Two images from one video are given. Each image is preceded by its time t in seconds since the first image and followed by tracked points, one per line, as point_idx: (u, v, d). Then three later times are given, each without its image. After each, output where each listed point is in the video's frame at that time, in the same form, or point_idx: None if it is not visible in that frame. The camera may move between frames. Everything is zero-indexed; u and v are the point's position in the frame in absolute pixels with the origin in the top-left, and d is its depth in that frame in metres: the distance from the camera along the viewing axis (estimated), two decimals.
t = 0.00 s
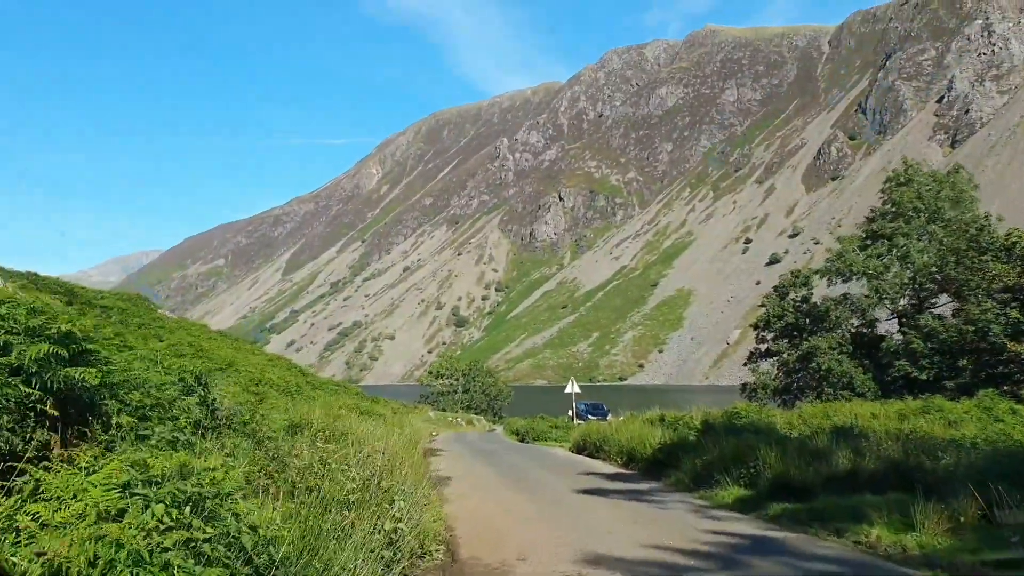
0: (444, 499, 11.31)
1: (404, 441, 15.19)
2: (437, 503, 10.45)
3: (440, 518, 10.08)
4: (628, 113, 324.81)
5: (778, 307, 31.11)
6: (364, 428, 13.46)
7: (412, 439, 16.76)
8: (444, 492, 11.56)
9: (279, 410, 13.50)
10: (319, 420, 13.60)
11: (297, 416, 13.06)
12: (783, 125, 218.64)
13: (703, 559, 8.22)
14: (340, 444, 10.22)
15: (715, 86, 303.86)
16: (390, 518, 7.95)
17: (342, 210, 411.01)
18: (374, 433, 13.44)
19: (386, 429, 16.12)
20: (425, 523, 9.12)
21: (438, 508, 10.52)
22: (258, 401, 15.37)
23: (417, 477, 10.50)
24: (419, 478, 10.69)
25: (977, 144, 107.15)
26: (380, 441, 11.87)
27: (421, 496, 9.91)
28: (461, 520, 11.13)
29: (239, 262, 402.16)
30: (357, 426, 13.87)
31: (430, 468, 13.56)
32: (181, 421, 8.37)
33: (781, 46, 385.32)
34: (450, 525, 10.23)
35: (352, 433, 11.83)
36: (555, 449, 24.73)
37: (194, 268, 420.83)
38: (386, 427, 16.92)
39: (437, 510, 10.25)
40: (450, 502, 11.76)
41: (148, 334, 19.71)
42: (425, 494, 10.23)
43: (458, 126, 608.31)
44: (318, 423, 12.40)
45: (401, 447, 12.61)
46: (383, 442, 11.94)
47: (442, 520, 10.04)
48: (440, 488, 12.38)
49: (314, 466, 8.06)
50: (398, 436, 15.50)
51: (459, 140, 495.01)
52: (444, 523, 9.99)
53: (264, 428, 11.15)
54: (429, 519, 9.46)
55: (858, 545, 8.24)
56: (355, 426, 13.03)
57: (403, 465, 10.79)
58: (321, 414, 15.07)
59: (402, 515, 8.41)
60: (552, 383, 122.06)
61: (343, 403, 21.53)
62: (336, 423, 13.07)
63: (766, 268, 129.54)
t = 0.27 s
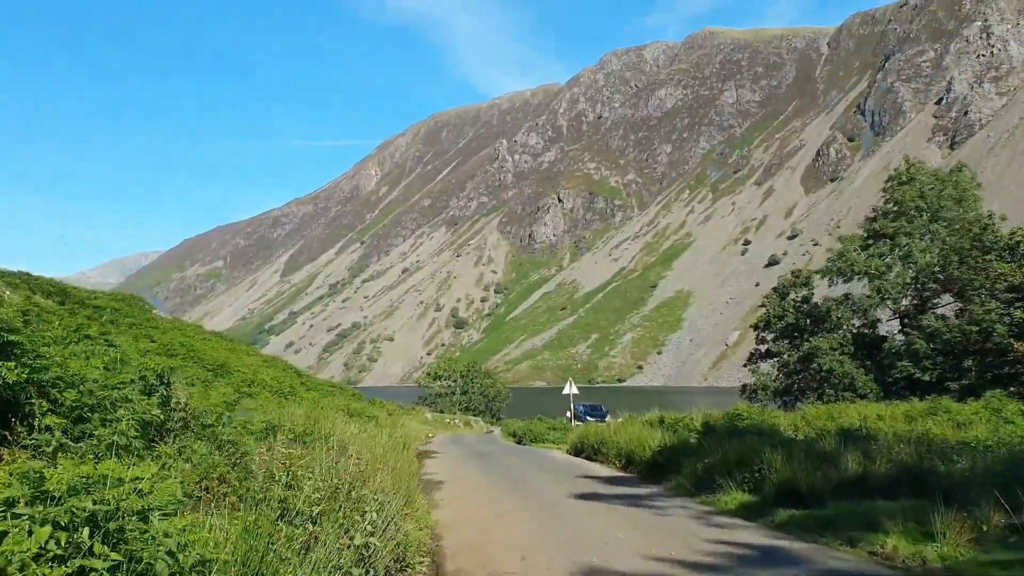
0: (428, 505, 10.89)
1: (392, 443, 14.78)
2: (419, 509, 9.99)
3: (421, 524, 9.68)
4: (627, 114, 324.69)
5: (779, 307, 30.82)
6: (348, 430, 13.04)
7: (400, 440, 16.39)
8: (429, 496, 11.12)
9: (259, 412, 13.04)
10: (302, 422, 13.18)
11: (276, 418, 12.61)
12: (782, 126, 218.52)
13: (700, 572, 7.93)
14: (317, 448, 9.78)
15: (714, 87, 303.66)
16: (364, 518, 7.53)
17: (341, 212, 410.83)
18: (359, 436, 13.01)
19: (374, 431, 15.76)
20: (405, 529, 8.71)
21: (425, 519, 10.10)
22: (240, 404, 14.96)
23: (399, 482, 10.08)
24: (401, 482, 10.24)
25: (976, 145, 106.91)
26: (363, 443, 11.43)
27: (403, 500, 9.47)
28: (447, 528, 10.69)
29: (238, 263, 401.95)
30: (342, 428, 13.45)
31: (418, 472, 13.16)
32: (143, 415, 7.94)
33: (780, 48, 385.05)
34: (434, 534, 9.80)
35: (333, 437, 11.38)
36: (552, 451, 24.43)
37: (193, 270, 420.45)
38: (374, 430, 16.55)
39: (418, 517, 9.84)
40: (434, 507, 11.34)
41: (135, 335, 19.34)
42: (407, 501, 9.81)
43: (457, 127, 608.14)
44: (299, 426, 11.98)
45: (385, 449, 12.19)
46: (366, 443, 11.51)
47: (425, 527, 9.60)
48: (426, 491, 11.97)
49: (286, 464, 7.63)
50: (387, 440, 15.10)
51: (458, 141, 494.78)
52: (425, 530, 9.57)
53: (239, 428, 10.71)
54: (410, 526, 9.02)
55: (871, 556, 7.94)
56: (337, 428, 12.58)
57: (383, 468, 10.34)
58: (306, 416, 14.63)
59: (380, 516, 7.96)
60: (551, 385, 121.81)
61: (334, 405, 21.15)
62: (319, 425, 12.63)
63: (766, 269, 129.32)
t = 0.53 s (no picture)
0: (413, 507, 10.39)
1: (380, 442, 14.35)
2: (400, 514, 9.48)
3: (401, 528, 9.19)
4: (627, 113, 324.40)
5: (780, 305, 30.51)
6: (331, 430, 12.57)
7: (390, 438, 15.97)
8: (413, 499, 10.65)
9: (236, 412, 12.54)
10: (283, 421, 12.67)
11: (253, 418, 12.07)
12: (782, 125, 218.15)
13: None
14: (290, 448, 9.25)
15: (714, 86, 303.32)
16: (327, 528, 7.00)
17: (341, 211, 410.48)
18: (343, 436, 12.50)
19: (362, 429, 15.32)
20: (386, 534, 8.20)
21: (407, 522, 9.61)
22: (222, 403, 14.45)
23: (379, 484, 9.58)
24: (383, 485, 9.73)
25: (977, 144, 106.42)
26: (344, 444, 10.91)
27: (382, 506, 8.96)
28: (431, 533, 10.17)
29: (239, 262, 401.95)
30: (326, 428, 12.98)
31: (405, 472, 12.71)
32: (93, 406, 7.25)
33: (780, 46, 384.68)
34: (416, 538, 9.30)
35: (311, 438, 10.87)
36: (550, 450, 24.12)
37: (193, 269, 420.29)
38: (362, 429, 16.14)
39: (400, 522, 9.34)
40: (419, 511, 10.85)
41: (122, 332, 18.91)
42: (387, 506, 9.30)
43: (458, 126, 607.63)
44: (276, 427, 11.48)
45: (368, 449, 11.69)
46: (345, 443, 10.99)
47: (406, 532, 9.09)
48: (411, 494, 11.49)
49: (242, 462, 7.13)
50: (376, 438, 14.67)
51: (458, 140, 494.26)
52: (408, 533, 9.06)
53: (210, 429, 10.21)
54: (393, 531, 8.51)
55: (893, 565, 7.60)
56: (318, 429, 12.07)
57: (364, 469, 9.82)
58: (289, 414, 14.15)
59: (347, 524, 7.44)
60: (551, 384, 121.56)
61: (326, 404, 20.74)
62: (300, 426, 12.14)
63: (766, 269, 128.96)
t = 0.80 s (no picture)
0: (382, 509, 9.89)
1: (362, 443, 13.91)
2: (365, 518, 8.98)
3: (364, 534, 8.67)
4: (626, 112, 324.27)
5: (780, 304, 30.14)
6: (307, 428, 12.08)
7: (375, 438, 15.52)
8: (383, 500, 10.14)
9: (207, 411, 12.07)
10: (257, 421, 12.05)
11: (224, 418, 11.62)
12: (781, 126, 217.68)
13: None
14: (247, 451, 8.75)
15: (713, 86, 303.21)
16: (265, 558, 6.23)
17: (340, 210, 410.06)
18: (319, 435, 12.00)
19: (345, 430, 14.90)
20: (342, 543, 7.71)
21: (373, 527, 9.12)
22: (197, 400, 14.02)
23: (344, 487, 9.07)
24: (349, 487, 9.23)
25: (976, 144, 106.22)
26: (312, 444, 10.41)
27: (343, 512, 8.43)
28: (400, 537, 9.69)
29: (237, 261, 401.46)
30: (300, 428, 12.50)
31: (382, 471, 12.26)
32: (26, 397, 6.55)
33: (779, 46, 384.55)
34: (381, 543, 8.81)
35: (280, 438, 10.37)
36: (546, 451, 23.80)
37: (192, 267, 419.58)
38: (347, 429, 15.68)
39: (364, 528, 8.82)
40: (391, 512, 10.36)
41: (104, 327, 18.47)
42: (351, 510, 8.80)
43: (457, 126, 607.60)
44: (245, 425, 10.96)
45: (343, 449, 11.20)
46: (314, 444, 10.49)
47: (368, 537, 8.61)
48: (386, 495, 11.01)
49: (184, 468, 6.55)
50: (359, 438, 14.22)
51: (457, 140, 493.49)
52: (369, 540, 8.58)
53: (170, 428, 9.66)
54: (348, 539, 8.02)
55: None
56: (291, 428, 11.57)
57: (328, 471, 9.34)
58: (268, 414, 13.70)
59: (294, 544, 6.87)
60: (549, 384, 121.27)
61: (316, 403, 20.30)
62: (273, 425, 11.64)
63: (765, 269, 128.76)
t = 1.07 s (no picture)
0: (344, 513, 9.37)
1: (339, 441, 13.43)
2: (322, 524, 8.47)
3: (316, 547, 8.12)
4: (623, 111, 324.14)
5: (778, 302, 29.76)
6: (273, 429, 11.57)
7: (354, 436, 15.07)
8: (347, 503, 9.64)
9: (172, 409, 11.57)
10: (222, 419, 11.40)
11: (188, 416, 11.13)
12: (778, 125, 217.35)
13: None
14: (196, 454, 8.26)
15: (710, 85, 303.26)
16: None
17: (336, 208, 409.32)
18: (288, 435, 11.50)
19: (324, 427, 14.41)
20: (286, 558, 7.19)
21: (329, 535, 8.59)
22: (168, 394, 13.54)
23: (301, 494, 8.55)
24: (308, 491, 8.72)
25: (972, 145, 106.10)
26: (274, 448, 9.89)
27: (298, 520, 7.93)
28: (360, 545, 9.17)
29: (233, 259, 400.58)
30: (270, 427, 12.01)
31: (354, 471, 11.78)
32: None
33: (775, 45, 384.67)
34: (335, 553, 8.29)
35: (241, 437, 9.85)
36: (539, 450, 23.46)
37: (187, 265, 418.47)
38: (326, 426, 15.23)
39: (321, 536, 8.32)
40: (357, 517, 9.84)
41: (83, 321, 17.99)
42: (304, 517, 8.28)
43: (453, 124, 606.85)
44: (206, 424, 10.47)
45: (311, 450, 10.72)
46: (276, 446, 9.96)
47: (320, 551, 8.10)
48: (355, 499, 10.51)
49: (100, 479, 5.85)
50: (337, 436, 13.76)
51: (454, 138, 492.77)
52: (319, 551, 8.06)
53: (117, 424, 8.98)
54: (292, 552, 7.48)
55: None
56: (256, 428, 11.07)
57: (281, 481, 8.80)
58: (240, 411, 13.20)
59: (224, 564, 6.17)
60: (545, 383, 120.90)
61: (300, 400, 19.83)
62: (239, 423, 11.17)
63: (761, 269, 128.61)
